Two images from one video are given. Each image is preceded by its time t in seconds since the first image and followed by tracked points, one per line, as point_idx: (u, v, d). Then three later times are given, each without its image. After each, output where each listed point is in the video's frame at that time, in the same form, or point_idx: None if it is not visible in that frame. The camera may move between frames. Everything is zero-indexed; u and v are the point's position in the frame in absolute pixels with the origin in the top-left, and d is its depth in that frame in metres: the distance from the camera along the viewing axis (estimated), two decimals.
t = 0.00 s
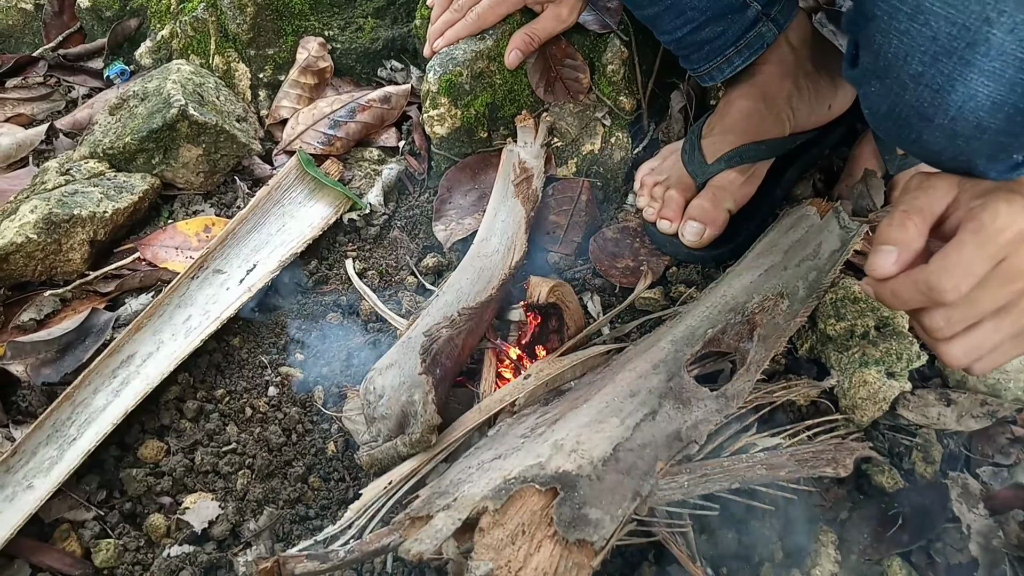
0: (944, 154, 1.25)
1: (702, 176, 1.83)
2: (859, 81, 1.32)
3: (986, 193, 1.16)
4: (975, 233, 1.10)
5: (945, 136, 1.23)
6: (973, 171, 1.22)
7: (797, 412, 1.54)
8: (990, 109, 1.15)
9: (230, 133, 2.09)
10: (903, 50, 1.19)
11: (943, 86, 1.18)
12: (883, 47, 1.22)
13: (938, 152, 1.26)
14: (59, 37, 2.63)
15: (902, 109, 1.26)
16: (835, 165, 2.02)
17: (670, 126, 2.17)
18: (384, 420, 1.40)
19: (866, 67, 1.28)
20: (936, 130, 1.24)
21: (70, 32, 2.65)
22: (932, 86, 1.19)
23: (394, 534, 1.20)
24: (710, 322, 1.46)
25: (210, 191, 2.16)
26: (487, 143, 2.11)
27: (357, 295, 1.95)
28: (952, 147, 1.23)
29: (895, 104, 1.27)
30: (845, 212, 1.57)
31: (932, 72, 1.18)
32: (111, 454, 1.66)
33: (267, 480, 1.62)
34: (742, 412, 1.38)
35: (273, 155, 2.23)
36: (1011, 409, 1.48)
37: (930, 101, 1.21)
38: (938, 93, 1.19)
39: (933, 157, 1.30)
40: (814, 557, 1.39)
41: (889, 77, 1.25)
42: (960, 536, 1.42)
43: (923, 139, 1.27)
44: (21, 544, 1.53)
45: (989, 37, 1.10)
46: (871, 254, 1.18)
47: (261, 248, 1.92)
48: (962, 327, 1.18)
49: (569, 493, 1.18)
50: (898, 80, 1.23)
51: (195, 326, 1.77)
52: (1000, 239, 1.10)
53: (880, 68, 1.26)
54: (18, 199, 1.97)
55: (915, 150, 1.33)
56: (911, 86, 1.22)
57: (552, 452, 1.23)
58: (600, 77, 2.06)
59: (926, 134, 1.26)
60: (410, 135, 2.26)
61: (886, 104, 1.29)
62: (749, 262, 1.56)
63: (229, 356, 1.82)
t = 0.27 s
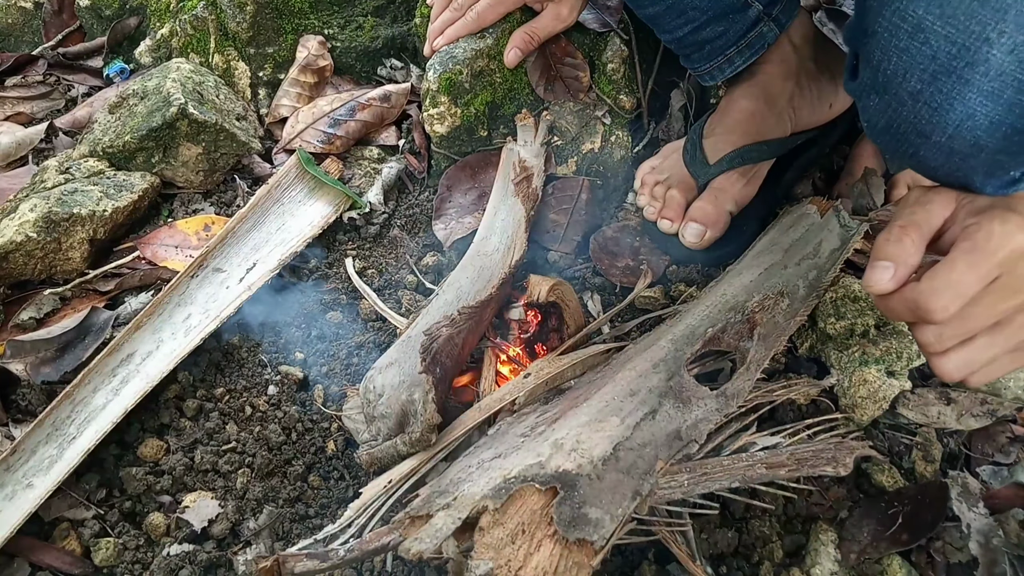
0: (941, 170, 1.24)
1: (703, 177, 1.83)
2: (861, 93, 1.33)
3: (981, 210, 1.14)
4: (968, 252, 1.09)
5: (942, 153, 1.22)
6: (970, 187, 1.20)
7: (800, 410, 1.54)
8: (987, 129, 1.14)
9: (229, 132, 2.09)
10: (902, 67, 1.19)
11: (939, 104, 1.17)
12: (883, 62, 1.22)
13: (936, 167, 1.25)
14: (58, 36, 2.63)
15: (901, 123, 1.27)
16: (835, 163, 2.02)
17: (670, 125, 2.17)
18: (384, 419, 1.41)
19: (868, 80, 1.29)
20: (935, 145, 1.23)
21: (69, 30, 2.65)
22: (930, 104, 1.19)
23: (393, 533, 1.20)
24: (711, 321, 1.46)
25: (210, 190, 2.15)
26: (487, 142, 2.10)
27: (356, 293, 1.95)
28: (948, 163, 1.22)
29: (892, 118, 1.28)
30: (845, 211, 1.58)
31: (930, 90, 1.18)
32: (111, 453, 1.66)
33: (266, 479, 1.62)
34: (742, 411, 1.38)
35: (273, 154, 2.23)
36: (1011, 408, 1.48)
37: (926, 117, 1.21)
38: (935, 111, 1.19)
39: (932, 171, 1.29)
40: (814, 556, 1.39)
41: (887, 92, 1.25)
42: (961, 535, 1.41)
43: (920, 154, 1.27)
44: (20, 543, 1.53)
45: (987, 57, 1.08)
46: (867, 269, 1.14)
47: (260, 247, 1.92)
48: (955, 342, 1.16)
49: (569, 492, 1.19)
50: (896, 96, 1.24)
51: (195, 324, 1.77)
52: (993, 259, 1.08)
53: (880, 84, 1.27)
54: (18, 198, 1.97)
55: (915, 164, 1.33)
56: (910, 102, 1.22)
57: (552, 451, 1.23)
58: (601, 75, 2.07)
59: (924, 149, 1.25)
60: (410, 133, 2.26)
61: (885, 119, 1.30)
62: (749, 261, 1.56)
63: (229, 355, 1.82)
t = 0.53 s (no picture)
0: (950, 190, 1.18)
1: (704, 179, 1.85)
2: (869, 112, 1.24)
3: (992, 238, 1.13)
4: (975, 285, 1.08)
5: (949, 176, 1.16)
6: (977, 208, 1.16)
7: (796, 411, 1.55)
8: (1000, 155, 1.08)
9: (228, 132, 2.09)
10: (914, 90, 1.12)
11: (950, 130, 1.11)
12: (894, 85, 1.15)
13: (944, 188, 1.19)
14: (58, 35, 2.63)
15: (910, 146, 1.19)
16: (834, 164, 2.02)
17: (669, 126, 2.17)
18: (382, 419, 1.40)
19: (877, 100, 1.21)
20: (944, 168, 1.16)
21: (69, 30, 2.64)
22: (941, 129, 1.12)
23: (392, 533, 1.20)
24: (710, 320, 1.46)
25: (209, 189, 2.15)
26: (486, 142, 2.09)
27: (355, 293, 1.95)
28: (955, 185, 1.17)
29: (902, 142, 1.20)
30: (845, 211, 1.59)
31: (941, 115, 1.11)
32: (109, 452, 1.66)
33: (265, 478, 1.62)
34: (741, 411, 1.38)
35: (273, 153, 2.23)
36: (1010, 408, 1.48)
37: (936, 142, 1.14)
38: (945, 135, 1.12)
39: (940, 192, 1.22)
40: (813, 556, 1.39)
41: (897, 113, 1.17)
42: (960, 535, 1.41)
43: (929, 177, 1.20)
44: (18, 542, 1.52)
45: (1001, 84, 1.02)
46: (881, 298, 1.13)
47: (259, 247, 1.91)
48: (966, 367, 1.17)
49: (568, 492, 1.18)
50: (904, 120, 1.16)
51: (194, 323, 1.77)
52: (1002, 288, 1.08)
53: (890, 105, 1.18)
54: (17, 197, 1.97)
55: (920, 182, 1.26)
56: (920, 126, 1.15)
57: (551, 451, 1.23)
58: (600, 76, 2.09)
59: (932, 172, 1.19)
60: (409, 133, 2.26)
61: (895, 139, 1.21)
62: (749, 261, 1.56)
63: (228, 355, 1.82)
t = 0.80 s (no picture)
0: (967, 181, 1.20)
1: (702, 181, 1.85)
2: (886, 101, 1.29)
3: (994, 248, 1.14)
4: (976, 297, 1.11)
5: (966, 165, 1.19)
6: (992, 198, 1.19)
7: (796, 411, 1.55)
8: (1016, 142, 1.10)
9: (227, 132, 2.09)
10: (931, 76, 1.16)
11: (967, 117, 1.14)
12: (911, 72, 1.19)
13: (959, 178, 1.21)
14: (56, 35, 2.62)
15: (927, 134, 1.22)
16: (833, 164, 2.02)
17: (668, 126, 2.17)
18: (380, 419, 1.42)
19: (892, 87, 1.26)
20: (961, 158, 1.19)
21: (67, 29, 2.64)
22: (958, 115, 1.15)
23: (391, 534, 1.20)
24: (710, 321, 1.46)
25: (207, 189, 2.15)
26: (485, 142, 2.09)
27: (354, 294, 1.95)
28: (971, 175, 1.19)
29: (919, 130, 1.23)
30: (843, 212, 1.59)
31: (957, 101, 1.15)
32: (108, 453, 1.66)
33: (264, 479, 1.62)
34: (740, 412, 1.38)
35: (272, 154, 2.23)
36: (1009, 409, 1.48)
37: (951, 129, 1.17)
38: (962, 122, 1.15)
39: (952, 184, 1.25)
40: (812, 557, 1.39)
41: (914, 100, 1.22)
42: (959, 535, 1.42)
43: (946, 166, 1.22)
44: (17, 543, 1.52)
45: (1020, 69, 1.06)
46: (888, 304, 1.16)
47: (258, 247, 1.91)
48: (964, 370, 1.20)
49: (568, 493, 1.18)
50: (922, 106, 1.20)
51: (193, 324, 1.76)
52: (1001, 301, 1.10)
53: (906, 92, 1.23)
54: (15, 197, 1.97)
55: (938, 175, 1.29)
56: (937, 113, 1.18)
57: (551, 452, 1.23)
58: (598, 76, 2.08)
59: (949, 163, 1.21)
60: (408, 133, 2.26)
61: (909, 128, 1.25)
62: (748, 261, 1.56)
63: (226, 355, 1.82)
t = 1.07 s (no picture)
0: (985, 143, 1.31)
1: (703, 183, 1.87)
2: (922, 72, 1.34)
3: (1002, 246, 1.23)
4: (970, 291, 1.25)
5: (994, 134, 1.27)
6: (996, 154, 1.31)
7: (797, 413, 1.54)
8: None
9: (227, 133, 2.09)
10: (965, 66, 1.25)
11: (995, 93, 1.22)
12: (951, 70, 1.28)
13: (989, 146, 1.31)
14: (56, 36, 2.63)
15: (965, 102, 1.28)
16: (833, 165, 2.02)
17: (667, 126, 2.17)
18: (361, 428, 1.46)
19: (925, 55, 1.33)
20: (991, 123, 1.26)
21: (67, 30, 2.65)
22: (996, 81, 1.21)
23: (391, 535, 1.21)
24: (710, 323, 1.47)
25: (208, 191, 2.16)
26: (485, 143, 2.09)
27: (354, 295, 1.95)
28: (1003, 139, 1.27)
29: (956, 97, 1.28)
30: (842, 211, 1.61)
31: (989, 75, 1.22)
32: (108, 454, 1.66)
33: (264, 480, 1.62)
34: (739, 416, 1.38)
35: (272, 155, 2.23)
36: (1009, 409, 1.48)
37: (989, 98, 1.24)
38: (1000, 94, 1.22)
39: (986, 151, 1.32)
40: (812, 557, 1.39)
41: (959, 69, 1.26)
42: (958, 536, 1.41)
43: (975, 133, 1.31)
44: (17, 544, 1.52)
45: None
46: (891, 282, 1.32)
47: (258, 248, 1.92)
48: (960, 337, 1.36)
49: (569, 500, 1.19)
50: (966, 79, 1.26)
51: (192, 326, 1.77)
52: (989, 302, 1.25)
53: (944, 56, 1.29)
54: (15, 198, 1.97)
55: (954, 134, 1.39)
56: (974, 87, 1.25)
57: (552, 458, 1.24)
58: (598, 77, 2.08)
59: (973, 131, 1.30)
60: (408, 134, 2.26)
61: (945, 94, 1.31)
62: (747, 262, 1.56)
63: (226, 356, 1.83)
